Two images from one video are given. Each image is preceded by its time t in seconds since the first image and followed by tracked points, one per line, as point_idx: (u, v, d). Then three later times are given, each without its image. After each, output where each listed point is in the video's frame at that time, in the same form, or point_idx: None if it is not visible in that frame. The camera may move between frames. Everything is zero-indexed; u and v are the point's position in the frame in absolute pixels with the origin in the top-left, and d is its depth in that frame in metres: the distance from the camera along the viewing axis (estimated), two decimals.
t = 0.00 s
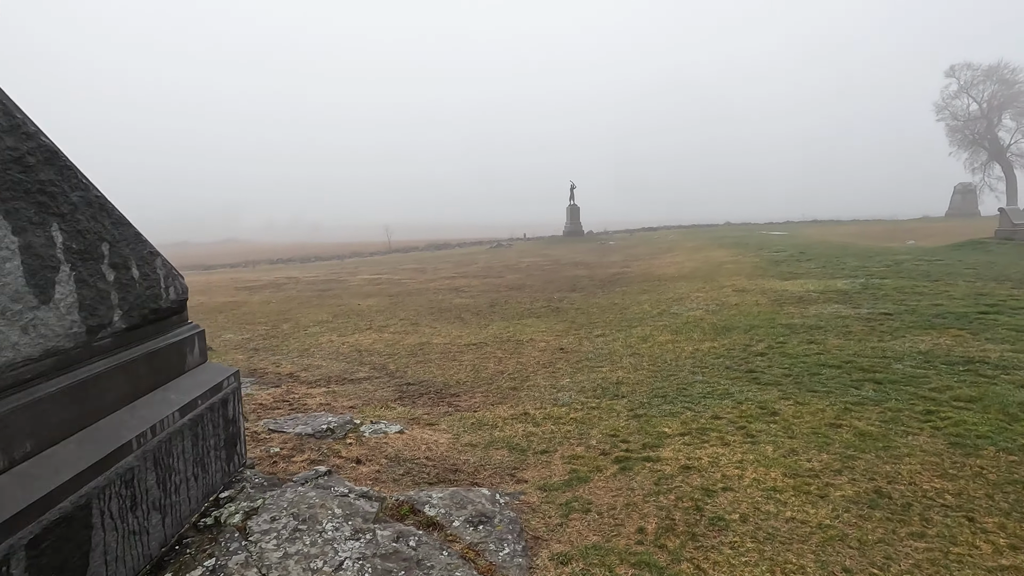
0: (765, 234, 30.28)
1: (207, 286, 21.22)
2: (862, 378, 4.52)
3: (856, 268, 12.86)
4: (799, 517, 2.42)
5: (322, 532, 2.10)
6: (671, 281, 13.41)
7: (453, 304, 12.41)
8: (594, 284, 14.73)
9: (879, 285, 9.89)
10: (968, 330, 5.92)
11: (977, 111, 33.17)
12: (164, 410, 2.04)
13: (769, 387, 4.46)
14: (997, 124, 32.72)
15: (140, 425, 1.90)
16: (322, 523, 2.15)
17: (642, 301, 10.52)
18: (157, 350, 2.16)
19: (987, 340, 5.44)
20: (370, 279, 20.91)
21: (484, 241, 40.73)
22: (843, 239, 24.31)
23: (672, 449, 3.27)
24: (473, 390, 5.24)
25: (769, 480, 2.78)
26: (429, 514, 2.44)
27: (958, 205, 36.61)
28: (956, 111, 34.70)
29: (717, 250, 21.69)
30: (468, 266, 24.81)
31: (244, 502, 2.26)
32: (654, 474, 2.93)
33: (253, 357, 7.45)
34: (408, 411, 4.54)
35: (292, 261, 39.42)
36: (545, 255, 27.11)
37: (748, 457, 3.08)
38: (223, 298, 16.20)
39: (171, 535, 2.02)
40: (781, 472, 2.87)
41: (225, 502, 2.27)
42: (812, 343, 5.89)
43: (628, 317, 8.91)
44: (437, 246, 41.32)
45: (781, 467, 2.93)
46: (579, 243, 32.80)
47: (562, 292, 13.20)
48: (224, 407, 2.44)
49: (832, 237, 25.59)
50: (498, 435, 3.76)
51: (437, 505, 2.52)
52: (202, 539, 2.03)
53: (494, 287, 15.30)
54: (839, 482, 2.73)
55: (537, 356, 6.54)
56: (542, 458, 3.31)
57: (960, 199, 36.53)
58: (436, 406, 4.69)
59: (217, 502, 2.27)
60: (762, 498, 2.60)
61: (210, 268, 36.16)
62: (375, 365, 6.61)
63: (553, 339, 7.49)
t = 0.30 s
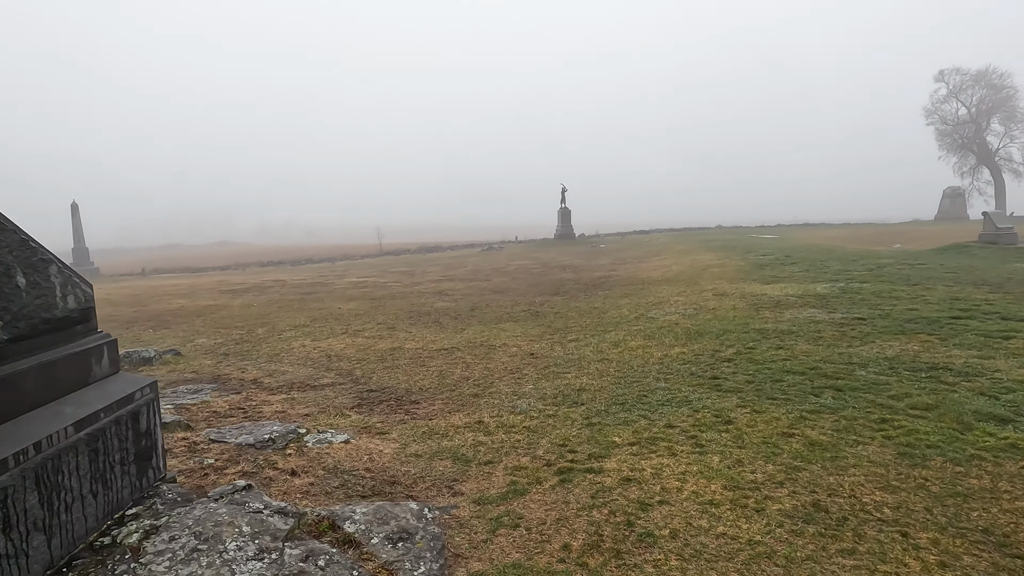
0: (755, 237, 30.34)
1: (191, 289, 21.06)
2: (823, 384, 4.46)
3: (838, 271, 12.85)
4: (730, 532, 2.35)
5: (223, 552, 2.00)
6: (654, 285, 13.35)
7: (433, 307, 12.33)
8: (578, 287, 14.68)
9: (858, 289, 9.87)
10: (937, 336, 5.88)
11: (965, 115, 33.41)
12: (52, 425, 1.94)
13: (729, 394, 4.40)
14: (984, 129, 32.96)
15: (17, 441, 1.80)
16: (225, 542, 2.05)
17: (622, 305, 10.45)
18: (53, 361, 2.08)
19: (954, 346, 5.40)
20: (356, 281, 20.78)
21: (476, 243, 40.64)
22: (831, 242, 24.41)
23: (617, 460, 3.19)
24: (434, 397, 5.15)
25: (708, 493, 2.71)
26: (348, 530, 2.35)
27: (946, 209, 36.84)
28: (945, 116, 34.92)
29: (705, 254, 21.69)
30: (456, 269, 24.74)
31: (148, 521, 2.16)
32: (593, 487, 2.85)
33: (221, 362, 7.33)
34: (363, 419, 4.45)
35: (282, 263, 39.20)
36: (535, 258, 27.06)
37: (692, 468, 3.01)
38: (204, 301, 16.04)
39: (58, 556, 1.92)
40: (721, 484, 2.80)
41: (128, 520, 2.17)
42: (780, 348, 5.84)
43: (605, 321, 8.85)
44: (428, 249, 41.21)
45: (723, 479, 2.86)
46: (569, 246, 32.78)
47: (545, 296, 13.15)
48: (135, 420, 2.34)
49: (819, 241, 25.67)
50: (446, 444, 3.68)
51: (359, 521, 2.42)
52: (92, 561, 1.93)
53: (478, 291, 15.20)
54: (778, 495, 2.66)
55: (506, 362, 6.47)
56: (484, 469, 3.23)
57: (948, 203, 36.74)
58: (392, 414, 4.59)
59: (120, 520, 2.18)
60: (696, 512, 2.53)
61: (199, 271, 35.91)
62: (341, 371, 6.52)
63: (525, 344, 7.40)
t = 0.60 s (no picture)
0: (750, 240, 30.23)
1: (182, 292, 20.89)
2: (806, 395, 4.30)
3: (832, 275, 12.70)
4: (692, 563, 2.19)
5: None
6: (646, 289, 13.18)
7: (421, 312, 12.16)
8: (569, 290, 14.55)
9: (850, 293, 9.73)
10: (927, 344, 5.72)
11: (961, 119, 33.38)
12: None
13: (708, 405, 4.23)
14: (980, 132, 32.92)
15: None
16: None
17: (611, 310, 10.28)
18: None
19: (944, 355, 5.24)
20: (348, 285, 20.61)
21: (472, 246, 40.47)
22: (826, 246, 24.30)
23: (583, 478, 3.02)
24: (406, 407, 4.97)
25: (674, 516, 2.54)
26: (279, 560, 2.18)
27: (943, 212, 36.80)
28: (940, 119, 34.88)
29: (700, 257, 21.55)
30: (450, 272, 24.58)
31: (55, 553, 1.99)
32: (553, 509, 2.69)
33: (196, 369, 7.15)
34: (328, 431, 4.28)
35: (276, 266, 39.00)
36: (529, 261, 26.90)
37: (660, 488, 2.84)
38: (192, 305, 15.84)
39: None
40: (689, 506, 2.63)
41: (34, 552, 2.00)
42: (765, 355, 5.68)
43: (592, 327, 8.69)
44: (423, 252, 41.01)
45: (692, 500, 2.69)
46: (564, 249, 32.68)
47: (535, 300, 12.99)
48: (50, 440, 2.18)
49: (814, 244, 25.56)
50: (408, 459, 3.51)
51: (294, 548, 2.25)
52: None
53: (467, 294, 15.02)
54: (748, 519, 2.49)
55: (485, 369, 6.30)
56: (443, 487, 3.06)
57: (945, 206, 36.67)
58: (359, 426, 4.42)
59: (26, 552, 2.01)
60: (658, 538, 2.36)
61: (192, 274, 35.69)
62: (317, 378, 6.35)
63: (508, 351, 7.23)
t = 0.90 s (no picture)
0: (745, 244, 30.07)
1: (168, 294, 20.55)
2: (796, 409, 4.04)
3: (825, 280, 12.48)
4: None
5: None
6: (638, 293, 12.92)
7: (407, 316, 11.89)
8: (560, 294, 14.29)
9: (843, 299, 9.51)
10: (923, 353, 5.48)
11: (955, 123, 33.34)
12: None
13: (692, 420, 3.97)
14: (975, 136, 32.88)
15: None
16: None
17: (599, 315, 10.02)
18: None
19: (940, 365, 5.00)
20: (337, 288, 20.29)
21: (466, 248, 40.18)
22: (821, 249, 24.14)
23: (549, 507, 2.76)
24: (374, 421, 4.70)
25: (645, 554, 2.28)
26: None
27: (937, 215, 36.73)
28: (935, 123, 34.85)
29: (694, 261, 21.33)
30: (441, 275, 24.30)
31: None
32: (512, 544, 2.42)
33: (164, 377, 6.85)
34: (285, 448, 4.01)
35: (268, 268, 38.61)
36: (522, 264, 26.61)
37: (632, 519, 2.58)
38: (175, 309, 15.50)
39: None
40: (662, 542, 2.37)
41: None
42: (755, 365, 5.43)
43: (578, 333, 8.43)
44: (417, 254, 40.74)
45: (666, 534, 2.44)
46: (558, 252, 32.45)
47: (524, 304, 12.73)
48: None
49: (809, 248, 25.43)
50: (363, 481, 3.23)
51: None
52: None
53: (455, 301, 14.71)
54: (726, 558, 2.24)
55: (463, 378, 6.03)
56: (396, 515, 2.80)
57: (939, 210, 36.64)
58: (321, 442, 4.14)
59: None
60: None
61: (182, 276, 35.27)
62: (287, 387, 6.07)
63: (490, 359, 6.95)
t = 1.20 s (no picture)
0: (734, 248, 30.00)
1: (145, 298, 20.03)
2: (783, 424, 3.77)
3: (814, 284, 12.28)
4: None
5: None
6: (624, 297, 12.64)
7: (387, 322, 11.54)
8: (546, 299, 14.01)
9: (832, 304, 9.31)
10: (915, 362, 5.23)
11: (941, 128, 33.57)
12: None
13: (672, 438, 3.68)
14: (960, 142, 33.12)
15: None
16: None
17: (583, 321, 9.73)
18: None
19: (934, 375, 4.75)
20: (320, 292, 19.87)
21: (455, 252, 39.85)
22: (809, 253, 24.10)
23: (506, 543, 2.45)
24: (333, 437, 4.36)
25: None
26: None
27: (923, 220, 36.94)
28: (921, 129, 35.08)
29: (682, 265, 21.14)
30: (428, 279, 23.97)
31: None
32: None
33: (119, 388, 6.45)
34: (230, 469, 3.67)
35: (252, 272, 38.00)
36: (510, 268, 26.34)
37: (598, 559, 2.28)
38: (149, 313, 15.01)
39: None
40: None
41: None
42: (741, 375, 5.16)
43: (560, 340, 8.14)
44: (405, 258, 40.36)
45: None
46: (547, 256, 32.22)
47: (508, 309, 12.44)
48: None
49: (797, 252, 25.36)
50: (305, 511, 2.91)
51: None
52: None
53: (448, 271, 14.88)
54: None
55: (435, 389, 5.72)
56: (334, 553, 2.48)
57: (925, 214, 36.88)
58: (271, 462, 3.80)
59: None
60: None
61: (165, 280, 34.59)
62: (248, 399, 5.72)
63: (466, 368, 6.62)
